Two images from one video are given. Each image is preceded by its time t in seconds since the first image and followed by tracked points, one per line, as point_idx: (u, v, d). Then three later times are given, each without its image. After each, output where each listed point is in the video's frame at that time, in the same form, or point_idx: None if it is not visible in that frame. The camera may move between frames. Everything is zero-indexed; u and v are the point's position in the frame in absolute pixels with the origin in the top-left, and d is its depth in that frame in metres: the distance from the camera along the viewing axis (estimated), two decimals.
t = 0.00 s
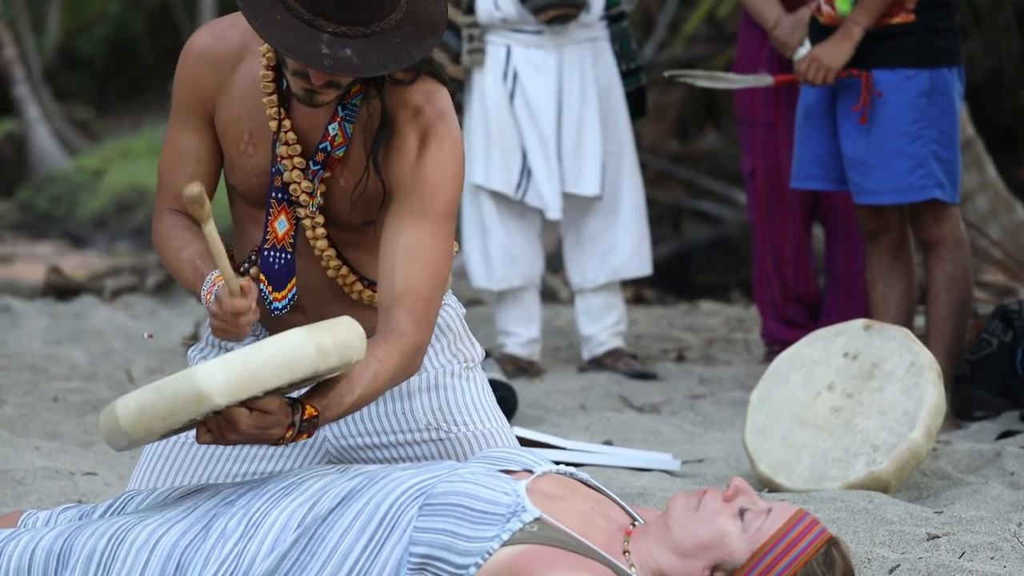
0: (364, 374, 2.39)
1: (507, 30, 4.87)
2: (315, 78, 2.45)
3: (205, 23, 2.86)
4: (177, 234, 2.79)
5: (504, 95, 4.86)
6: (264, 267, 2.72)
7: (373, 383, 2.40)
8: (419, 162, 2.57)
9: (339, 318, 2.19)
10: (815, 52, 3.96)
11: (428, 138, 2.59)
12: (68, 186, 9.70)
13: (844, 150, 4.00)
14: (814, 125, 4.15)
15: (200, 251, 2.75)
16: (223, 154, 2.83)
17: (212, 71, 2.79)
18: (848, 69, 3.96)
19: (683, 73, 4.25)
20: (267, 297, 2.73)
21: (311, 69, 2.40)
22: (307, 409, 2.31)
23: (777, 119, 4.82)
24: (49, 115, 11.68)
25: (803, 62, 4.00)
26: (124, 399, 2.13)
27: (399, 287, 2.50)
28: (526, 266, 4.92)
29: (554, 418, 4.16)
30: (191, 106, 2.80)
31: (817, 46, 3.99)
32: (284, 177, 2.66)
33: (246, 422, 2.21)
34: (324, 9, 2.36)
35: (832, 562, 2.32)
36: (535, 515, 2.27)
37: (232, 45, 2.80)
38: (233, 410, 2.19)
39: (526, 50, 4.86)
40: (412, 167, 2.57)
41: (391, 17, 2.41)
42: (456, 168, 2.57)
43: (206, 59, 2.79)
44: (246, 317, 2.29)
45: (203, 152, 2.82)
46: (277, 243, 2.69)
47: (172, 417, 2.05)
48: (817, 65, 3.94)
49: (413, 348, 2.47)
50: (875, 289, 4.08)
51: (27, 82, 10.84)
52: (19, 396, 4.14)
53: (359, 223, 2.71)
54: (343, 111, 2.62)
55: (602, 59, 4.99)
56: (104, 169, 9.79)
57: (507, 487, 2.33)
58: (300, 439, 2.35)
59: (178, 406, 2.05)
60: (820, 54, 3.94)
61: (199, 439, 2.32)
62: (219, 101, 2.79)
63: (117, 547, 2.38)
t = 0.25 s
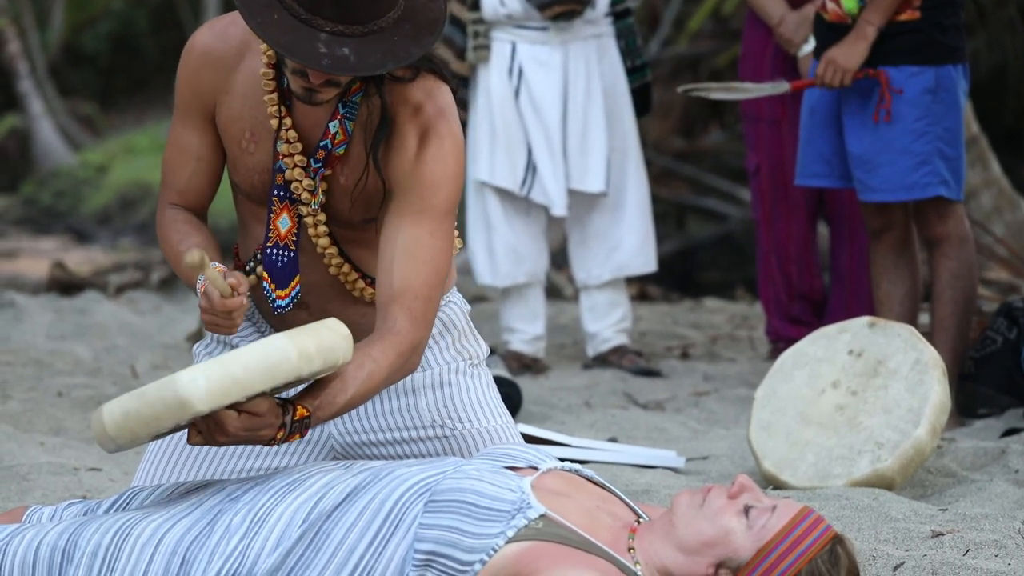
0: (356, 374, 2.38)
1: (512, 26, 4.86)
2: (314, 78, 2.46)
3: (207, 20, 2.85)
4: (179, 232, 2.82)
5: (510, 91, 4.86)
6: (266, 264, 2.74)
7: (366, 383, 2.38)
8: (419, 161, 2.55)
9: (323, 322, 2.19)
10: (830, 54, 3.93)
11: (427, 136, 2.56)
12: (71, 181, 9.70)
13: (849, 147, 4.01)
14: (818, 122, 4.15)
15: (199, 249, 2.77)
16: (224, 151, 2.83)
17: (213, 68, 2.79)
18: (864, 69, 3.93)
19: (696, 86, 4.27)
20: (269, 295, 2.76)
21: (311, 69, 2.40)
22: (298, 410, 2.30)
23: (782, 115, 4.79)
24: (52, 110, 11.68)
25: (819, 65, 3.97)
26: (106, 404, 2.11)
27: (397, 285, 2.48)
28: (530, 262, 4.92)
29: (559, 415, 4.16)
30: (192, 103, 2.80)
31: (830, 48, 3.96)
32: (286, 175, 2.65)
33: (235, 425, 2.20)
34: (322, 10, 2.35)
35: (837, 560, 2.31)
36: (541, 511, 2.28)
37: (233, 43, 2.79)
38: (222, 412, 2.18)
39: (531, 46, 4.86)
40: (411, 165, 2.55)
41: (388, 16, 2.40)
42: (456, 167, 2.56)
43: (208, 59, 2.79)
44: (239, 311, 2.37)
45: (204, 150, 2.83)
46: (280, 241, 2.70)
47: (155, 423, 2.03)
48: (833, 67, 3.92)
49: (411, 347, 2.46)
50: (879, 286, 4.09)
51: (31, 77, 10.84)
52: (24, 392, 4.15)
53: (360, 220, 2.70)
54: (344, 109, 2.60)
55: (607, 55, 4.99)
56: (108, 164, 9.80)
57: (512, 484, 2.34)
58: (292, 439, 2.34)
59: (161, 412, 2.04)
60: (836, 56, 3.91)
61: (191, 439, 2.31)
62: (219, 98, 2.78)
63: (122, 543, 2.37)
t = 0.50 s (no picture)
0: (352, 371, 2.33)
1: (520, 24, 4.86)
2: (317, 75, 2.44)
3: (213, 18, 2.85)
4: (183, 228, 2.82)
5: (517, 88, 4.85)
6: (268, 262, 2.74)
7: (361, 380, 2.34)
8: (421, 158, 2.54)
9: (310, 317, 2.14)
10: (834, 50, 3.96)
11: (429, 134, 2.56)
12: (77, 178, 9.70)
13: (856, 145, 4.00)
14: (825, 121, 4.15)
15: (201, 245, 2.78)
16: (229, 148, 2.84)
17: (218, 65, 2.78)
18: (867, 65, 3.94)
19: (705, 82, 4.23)
20: (271, 292, 2.76)
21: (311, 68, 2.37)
22: (290, 406, 2.25)
23: (788, 115, 4.81)
24: (59, 107, 11.69)
25: (822, 61, 3.99)
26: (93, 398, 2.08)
27: (396, 282, 2.47)
28: (536, 260, 4.92)
29: (564, 412, 4.16)
30: (197, 101, 2.81)
31: (834, 45, 3.98)
32: (289, 172, 2.65)
33: (223, 421, 2.16)
34: (324, 8, 2.34)
35: (842, 559, 2.31)
36: (546, 508, 2.28)
37: (239, 40, 2.79)
38: (209, 407, 2.13)
39: (538, 44, 4.85)
40: (413, 162, 2.55)
41: (390, 13, 2.40)
42: (458, 165, 2.55)
43: (212, 57, 2.79)
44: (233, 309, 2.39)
45: (208, 146, 2.83)
46: (283, 238, 2.70)
47: (137, 418, 1.99)
48: (837, 63, 3.94)
49: (408, 344, 2.44)
50: (884, 286, 4.09)
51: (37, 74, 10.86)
52: (29, 386, 4.15)
53: (363, 217, 2.70)
54: (346, 106, 2.59)
55: (614, 53, 4.99)
56: (114, 161, 9.80)
57: (517, 481, 2.34)
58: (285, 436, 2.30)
59: (143, 407, 2.00)
60: (839, 52, 3.93)
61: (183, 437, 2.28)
62: (223, 95, 2.78)
63: (127, 539, 2.37)
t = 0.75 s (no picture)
0: (349, 372, 2.35)
1: (523, 23, 4.86)
2: (319, 77, 2.44)
3: (216, 18, 2.84)
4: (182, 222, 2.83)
5: (520, 88, 4.85)
6: (271, 262, 2.74)
7: (359, 382, 2.36)
8: (423, 159, 2.54)
9: (304, 326, 2.19)
10: (834, 47, 3.95)
11: (431, 134, 2.56)
12: (81, 177, 9.70)
13: (859, 144, 4.00)
14: (829, 119, 4.15)
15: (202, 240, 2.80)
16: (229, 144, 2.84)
17: (220, 65, 2.78)
18: (868, 62, 3.94)
19: (709, 78, 4.22)
20: (274, 293, 2.76)
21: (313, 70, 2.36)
22: (286, 409, 2.28)
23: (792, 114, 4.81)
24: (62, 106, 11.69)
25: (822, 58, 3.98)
26: (90, 402, 2.13)
27: (395, 283, 2.47)
28: (540, 260, 4.92)
29: (569, 413, 4.16)
30: (199, 100, 2.80)
31: (835, 41, 3.98)
32: (291, 173, 2.64)
33: (219, 423, 2.20)
34: (325, 10, 2.34)
35: (847, 559, 2.30)
36: (550, 509, 2.28)
37: (242, 40, 2.78)
38: (206, 410, 2.18)
39: (542, 44, 4.85)
40: (414, 162, 2.55)
41: (392, 14, 2.39)
42: (460, 166, 2.54)
43: (214, 57, 2.78)
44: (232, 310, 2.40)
45: (208, 143, 2.84)
46: (285, 239, 2.70)
47: (132, 422, 2.04)
48: (836, 60, 3.93)
49: (407, 346, 2.44)
50: (889, 284, 4.08)
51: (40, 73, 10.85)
52: (34, 387, 4.15)
53: (366, 218, 2.70)
54: (349, 107, 2.59)
55: (618, 52, 4.98)
56: (117, 161, 9.81)
57: (521, 482, 2.34)
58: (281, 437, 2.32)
59: (138, 411, 2.04)
60: (839, 49, 3.92)
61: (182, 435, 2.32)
62: (225, 95, 2.78)
63: (132, 539, 2.37)
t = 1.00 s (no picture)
0: (359, 376, 2.36)
1: (527, 28, 4.85)
2: (329, 80, 2.44)
3: (219, 22, 2.83)
4: (187, 217, 2.86)
5: (524, 92, 4.85)
6: (276, 266, 2.73)
7: (370, 386, 2.36)
8: (431, 162, 2.53)
9: (309, 334, 2.18)
10: (839, 52, 3.94)
11: (439, 136, 2.55)
12: (85, 180, 9.71)
13: (864, 150, 3.99)
14: (832, 123, 4.15)
15: (208, 235, 2.83)
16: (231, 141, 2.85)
17: (225, 68, 2.77)
18: (873, 69, 3.94)
19: (716, 84, 4.23)
20: (279, 296, 2.75)
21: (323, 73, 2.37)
22: (296, 414, 2.29)
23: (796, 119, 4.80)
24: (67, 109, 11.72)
25: (828, 62, 3.98)
26: (98, 409, 2.15)
27: (406, 288, 2.47)
28: (543, 264, 4.91)
29: (572, 417, 4.16)
30: (202, 101, 2.80)
31: (840, 46, 3.97)
32: (297, 176, 2.65)
33: (228, 430, 2.21)
34: (336, 12, 2.34)
35: (850, 563, 2.31)
36: (552, 514, 2.28)
37: (246, 45, 2.77)
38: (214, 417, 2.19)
39: (546, 48, 4.85)
40: (422, 165, 2.54)
41: (402, 15, 2.39)
42: (468, 168, 2.54)
43: (218, 61, 2.77)
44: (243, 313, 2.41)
45: (210, 142, 2.85)
46: (291, 242, 2.68)
47: (136, 434, 2.06)
48: (842, 65, 3.92)
49: (418, 350, 2.45)
50: (892, 289, 4.08)
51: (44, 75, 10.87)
52: (38, 391, 4.15)
53: (373, 222, 2.70)
54: (355, 109, 2.59)
55: (621, 56, 4.99)
56: (121, 164, 9.83)
57: (524, 486, 2.34)
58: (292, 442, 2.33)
59: (142, 423, 2.06)
60: (844, 54, 3.92)
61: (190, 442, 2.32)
62: (230, 97, 2.78)
63: (135, 543, 2.37)
